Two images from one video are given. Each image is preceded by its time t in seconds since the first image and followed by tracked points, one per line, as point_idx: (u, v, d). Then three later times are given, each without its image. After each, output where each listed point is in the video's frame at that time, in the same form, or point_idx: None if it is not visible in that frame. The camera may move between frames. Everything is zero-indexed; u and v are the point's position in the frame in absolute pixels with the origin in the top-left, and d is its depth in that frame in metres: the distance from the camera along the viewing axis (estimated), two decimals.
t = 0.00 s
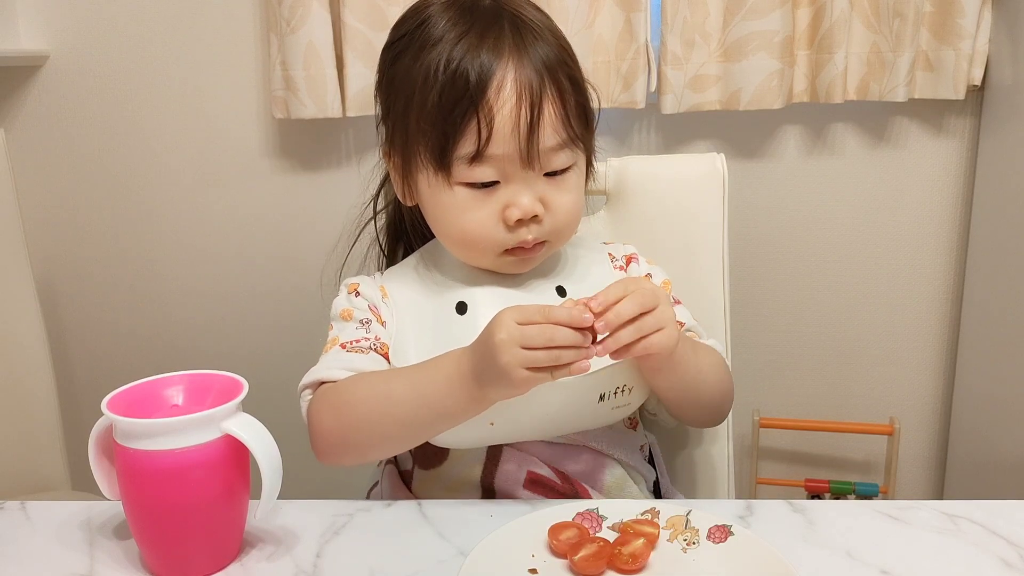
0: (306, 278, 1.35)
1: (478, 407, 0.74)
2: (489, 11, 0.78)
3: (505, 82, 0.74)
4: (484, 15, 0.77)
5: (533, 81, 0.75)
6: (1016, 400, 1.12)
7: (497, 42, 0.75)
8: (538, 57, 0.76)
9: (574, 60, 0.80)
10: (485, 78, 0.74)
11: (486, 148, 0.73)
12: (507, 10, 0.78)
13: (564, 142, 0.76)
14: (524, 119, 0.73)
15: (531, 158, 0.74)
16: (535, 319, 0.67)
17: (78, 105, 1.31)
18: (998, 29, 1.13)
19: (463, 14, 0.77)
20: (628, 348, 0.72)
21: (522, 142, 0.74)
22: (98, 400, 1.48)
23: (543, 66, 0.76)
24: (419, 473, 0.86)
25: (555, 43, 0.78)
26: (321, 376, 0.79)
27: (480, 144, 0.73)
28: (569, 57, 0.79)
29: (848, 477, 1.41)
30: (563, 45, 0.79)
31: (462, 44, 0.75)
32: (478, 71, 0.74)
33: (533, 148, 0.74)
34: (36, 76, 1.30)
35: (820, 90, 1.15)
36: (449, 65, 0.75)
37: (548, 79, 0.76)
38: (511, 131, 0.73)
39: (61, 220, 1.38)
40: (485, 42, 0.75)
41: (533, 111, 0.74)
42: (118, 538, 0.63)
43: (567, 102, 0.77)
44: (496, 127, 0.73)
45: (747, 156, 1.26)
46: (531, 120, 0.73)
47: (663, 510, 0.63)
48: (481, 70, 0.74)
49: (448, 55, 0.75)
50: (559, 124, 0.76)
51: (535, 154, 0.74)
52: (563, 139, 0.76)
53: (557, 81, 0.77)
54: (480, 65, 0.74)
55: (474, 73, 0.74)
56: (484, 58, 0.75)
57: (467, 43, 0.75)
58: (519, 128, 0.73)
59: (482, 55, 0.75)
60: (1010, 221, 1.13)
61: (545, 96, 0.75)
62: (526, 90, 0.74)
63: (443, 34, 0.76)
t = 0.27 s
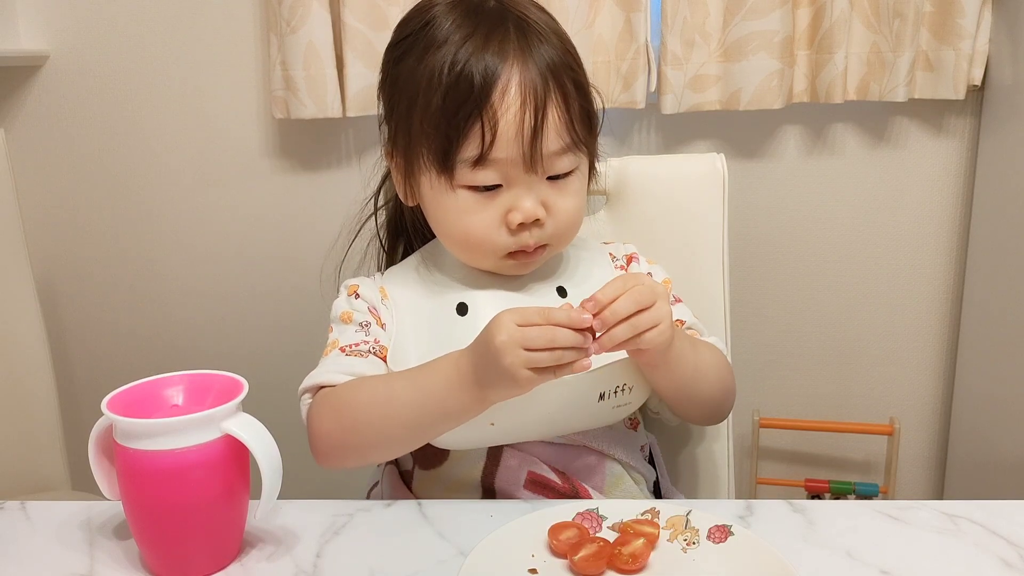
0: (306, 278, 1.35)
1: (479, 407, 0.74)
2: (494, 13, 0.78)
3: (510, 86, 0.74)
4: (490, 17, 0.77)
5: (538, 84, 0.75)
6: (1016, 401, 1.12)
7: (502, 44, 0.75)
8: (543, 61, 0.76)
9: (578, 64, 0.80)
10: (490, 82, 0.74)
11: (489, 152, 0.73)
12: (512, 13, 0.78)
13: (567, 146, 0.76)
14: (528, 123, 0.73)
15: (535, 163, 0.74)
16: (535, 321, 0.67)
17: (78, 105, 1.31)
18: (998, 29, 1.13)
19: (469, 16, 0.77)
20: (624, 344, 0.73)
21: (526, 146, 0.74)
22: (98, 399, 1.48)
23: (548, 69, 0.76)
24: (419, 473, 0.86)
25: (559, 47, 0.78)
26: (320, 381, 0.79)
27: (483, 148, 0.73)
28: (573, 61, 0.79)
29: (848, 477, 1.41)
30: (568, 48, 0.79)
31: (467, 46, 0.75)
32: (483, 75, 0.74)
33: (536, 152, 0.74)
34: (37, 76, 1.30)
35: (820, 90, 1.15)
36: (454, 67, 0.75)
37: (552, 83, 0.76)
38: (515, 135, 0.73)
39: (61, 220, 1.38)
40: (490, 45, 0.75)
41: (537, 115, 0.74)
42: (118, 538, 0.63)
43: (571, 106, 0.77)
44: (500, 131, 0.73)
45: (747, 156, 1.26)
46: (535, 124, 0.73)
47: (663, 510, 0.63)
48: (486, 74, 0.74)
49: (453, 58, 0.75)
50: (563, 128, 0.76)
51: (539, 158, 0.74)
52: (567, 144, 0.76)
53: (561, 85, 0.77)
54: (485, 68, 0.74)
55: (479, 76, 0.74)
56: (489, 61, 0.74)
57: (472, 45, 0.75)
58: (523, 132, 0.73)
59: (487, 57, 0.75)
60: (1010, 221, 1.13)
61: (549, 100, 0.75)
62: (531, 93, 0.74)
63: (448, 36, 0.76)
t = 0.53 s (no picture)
0: (306, 278, 1.35)
1: (479, 406, 0.74)
2: (500, 15, 0.78)
3: (515, 89, 0.74)
4: (496, 19, 0.77)
5: (543, 87, 0.75)
6: (1016, 400, 1.12)
7: (508, 47, 0.75)
8: (548, 64, 0.76)
9: (583, 66, 0.80)
10: (495, 84, 0.74)
11: (494, 155, 0.73)
12: (518, 15, 0.78)
13: (572, 149, 0.76)
14: (533, 126, 0.74)
15: (539, 166, 0.74)
16: (537, 321, 0.67)
17: (78, 105, 1.31)
18: (998, 28, 1.13)
19: (475, 17, 0.77)
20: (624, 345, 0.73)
21: (530, 150, 0.74)
22: (98, 399, 1.48)
23: (553, 72, 0.76)
24: (419, 472, 0.86)
25: (565, 49, 0.78)
26: (322, 385, 0.79)
27: (488, 151, 0.73)
28: (578, 64, 0.79)
29: (848, 477, 1.41)
30: (573, 51, 0.79)
31: (473, 48, 0.75)
32: (489, 77, 0.74)
33: (541, 155, 0.74)
34: (37, 76, 1.30)
35: (820, 90, 1.15)
36: (460, 69, 0.75)
37: (558, 86, 0.76)
38: (520, 138, 0.73)
39: (61, 220, 1.38)
40: (496, 48, 0.75)
41: (542, 119, 0.74)
42: (118, 538, 0.63)
43: (576, 109, 0.77)
44: (505, 134, 0.73)
45: (747, 156, 1.26)
46: (540, 127, 0.74)
47: (663, 510, 0.63)
48: (492, 76, 0.74)
49: (460, 59, 0.75)
50: (567, 131, 0.76)
51: (543, 161, 0.74)
52: (571, 146, 0.76)
53: (567, 88, 0.77)
54: (491, 71, 0.74)
55: (485, 78, 0.74)
56: (495, 63, 0.74)
57: (479, 47, 0.75)
58: (528, 135, 0.73)
59: (493, 60, 0.75)
60: (1010, 221, 1.13)
61: (554, 103, 0.75)
62: (536, 97, 0.74)
63: (454, 37, 0.76)
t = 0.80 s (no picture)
0: (306, 278, 1.35)
1: (480, 405, 0.74)
2: (506, 16, 0.78)
3: (521, 89, 0.74)
4: (502, 19, 0.77)
5: (549, 88, 0.75)
6: (1016, 401, 1.12)
7: (514, 47, 0.75)
8: (554, 65, 0.76)
9: (588, 67, 0.80)
10: (501, 84, 0.74)
11: (499, 155, 0.73)
12: (523, 15, 0.78)
13: (576, 150, 0.76)
14: (538, 127, 0.74)
15: (543, 167, 0.74)
16: (543, 324, 0.67)
17: (78, 105, 1.31)
18: (998, 28, 1.13)
19: (480, 18, 0.77)
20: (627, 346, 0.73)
21: (535, 150, 0.74)
22: (98, 399, 1.48)
23: (558, 73, 0.76)
24: (420, 472, 0.86)
25: (570, 50, 0.78)
26: (325, 386, 0.79)
27: (493, 151, 0.73)
28: (583, 65, 0.79)
29: (848, 477, 1.41)
30: (578, 51, 0.79)
31: (479, 48, 0.75)
32: (495, 77, 0.74)
33: (546, 156, 0.74)
34: (37, 76, 1.30)
35: (819, 90, 1.15)
36: (466, 69, 0.75)
37: (563, 87, 0.76)
38: (525, 139, 0.73)
39: (61, 220, 1.38)
40: (502, 48, 0.75)
41: (547, 119, 0.74)
42: (118, 538, 0.63)
43: (581, 110, 0.77)
44: (510, 134, 0.73)
45: (747, 156, 1.26)
46: (545, 128, 0.74)
47: (663, 510, 0.63)
48: (498, 76, 0.74)
49: (465, 60, 0.75)
50: (572, 132, 0.76)
51: (547, 162, 0.74)
52: (576, 147, 0.76)
53: (572, 89, 0.77)
54: (497, 71, 0.74)
55: (490, 79, 0.74)
56: (501, 64, 0.74)
57: (484, 48, 0.75)
58: (533, 136, 0.73)
59: (499, 60, 0.75)
60: (1010, 221, 1.13)
61: (560, 104, 0.75)
62: (542, 97, 0.74)
63: (460, 38, 0.76)
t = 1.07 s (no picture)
0: (306, 278, 1.36)
1: (480, 405, 0.74)
2: (510, 16, 0.78)
3: (524, 89, 0.74)
4: (506, 20, 0.77)
5: (552, 89, 0.75)
6: (1016, 401, 1.12)
7: (517, 48, 0.75)
8: (557, 65, 0.76)
9: (590, 68, 0.80)
10: (504, 84, 0.74)
11: (502, 154, 0.73)
12: (527, 15, 0.78)
13: (578, 150, 0.76)
14: (541, 127, 0.74)
15: (545, 167, 0.74)
16: (544, 324, 0.67)
17: (78, 105, 1.31)
18: (998, 29, 1.13)
19: (484, 17, 0.77)
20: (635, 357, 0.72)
21: (537, 150, 0.74)
22: (98, 399, 1.48)
23: (561, 74, 0.76)
24: (420, 472, 0.86)
25: (573, 50, 0.78)
26: (326, 390, 0.79)
27: (495, 150, 0.73)
28: (587, 66, 0.79)
29: (848, 477, 1.41)
30: (581, 52, 0.79)
31: (482, 48, 0.75)
32: (498, 76, 0.74)
33: (547, 156, 0.74)
34: (37, 76, 1.30)
35: (819, 90, 1.15)
36: (469, 68, 0.75)
37: (566, 87, 0.76)
38: (527, 139, 0.73)
39: (61, 220, 1.38)
40: (505, 48, 0.75)
41: (550, 120, 0.74)
42: (118, 538, 0.63)
43: (584, 110, 0.77)
44: (513, 134, 0.73)
45: (747, 156, 1.26)
46: (548, 128, 0.73)
47: (663, 510, 0.63)
48: (501, 76, 0.74)
49: (469, 59, 0.75)
50: (575, 132, 0.76)
51: (550, 162, 0.74)
52: (578, 148, 0.76)
53: (575, 89, 0.77)
54: (500, 71, 0.74)
55: (493, 78, 0.74)
56: (504, 63, 0.74)
57: (488, 48, 0.75)
58: (536, 135, 0.73)
59: (503, 60, 0.75)
60: (1010, 221, 1.13)
61: (563, 104, 0.75)
62: (545, 98, 0.74)
63: (463, 37, 0.76)
